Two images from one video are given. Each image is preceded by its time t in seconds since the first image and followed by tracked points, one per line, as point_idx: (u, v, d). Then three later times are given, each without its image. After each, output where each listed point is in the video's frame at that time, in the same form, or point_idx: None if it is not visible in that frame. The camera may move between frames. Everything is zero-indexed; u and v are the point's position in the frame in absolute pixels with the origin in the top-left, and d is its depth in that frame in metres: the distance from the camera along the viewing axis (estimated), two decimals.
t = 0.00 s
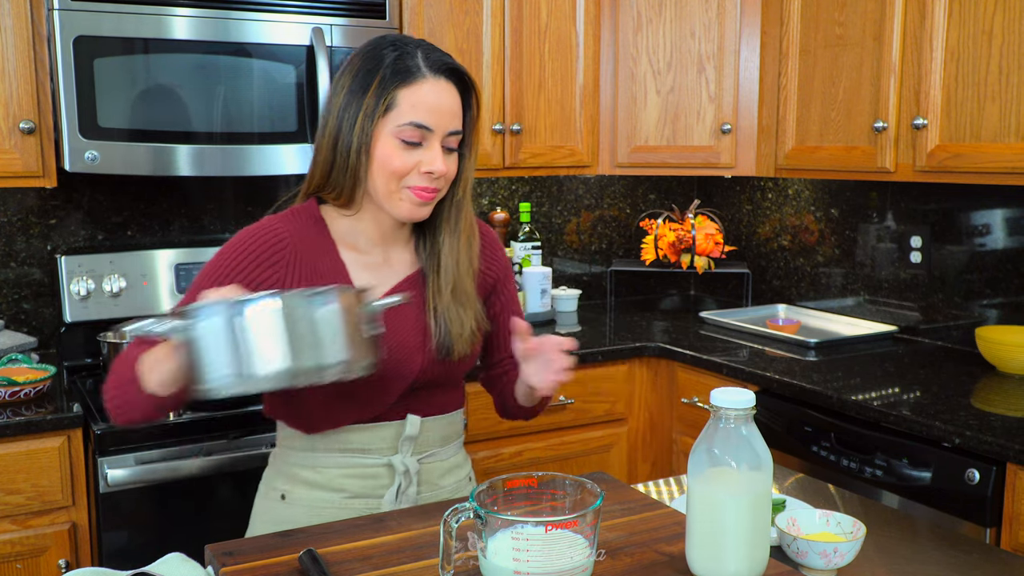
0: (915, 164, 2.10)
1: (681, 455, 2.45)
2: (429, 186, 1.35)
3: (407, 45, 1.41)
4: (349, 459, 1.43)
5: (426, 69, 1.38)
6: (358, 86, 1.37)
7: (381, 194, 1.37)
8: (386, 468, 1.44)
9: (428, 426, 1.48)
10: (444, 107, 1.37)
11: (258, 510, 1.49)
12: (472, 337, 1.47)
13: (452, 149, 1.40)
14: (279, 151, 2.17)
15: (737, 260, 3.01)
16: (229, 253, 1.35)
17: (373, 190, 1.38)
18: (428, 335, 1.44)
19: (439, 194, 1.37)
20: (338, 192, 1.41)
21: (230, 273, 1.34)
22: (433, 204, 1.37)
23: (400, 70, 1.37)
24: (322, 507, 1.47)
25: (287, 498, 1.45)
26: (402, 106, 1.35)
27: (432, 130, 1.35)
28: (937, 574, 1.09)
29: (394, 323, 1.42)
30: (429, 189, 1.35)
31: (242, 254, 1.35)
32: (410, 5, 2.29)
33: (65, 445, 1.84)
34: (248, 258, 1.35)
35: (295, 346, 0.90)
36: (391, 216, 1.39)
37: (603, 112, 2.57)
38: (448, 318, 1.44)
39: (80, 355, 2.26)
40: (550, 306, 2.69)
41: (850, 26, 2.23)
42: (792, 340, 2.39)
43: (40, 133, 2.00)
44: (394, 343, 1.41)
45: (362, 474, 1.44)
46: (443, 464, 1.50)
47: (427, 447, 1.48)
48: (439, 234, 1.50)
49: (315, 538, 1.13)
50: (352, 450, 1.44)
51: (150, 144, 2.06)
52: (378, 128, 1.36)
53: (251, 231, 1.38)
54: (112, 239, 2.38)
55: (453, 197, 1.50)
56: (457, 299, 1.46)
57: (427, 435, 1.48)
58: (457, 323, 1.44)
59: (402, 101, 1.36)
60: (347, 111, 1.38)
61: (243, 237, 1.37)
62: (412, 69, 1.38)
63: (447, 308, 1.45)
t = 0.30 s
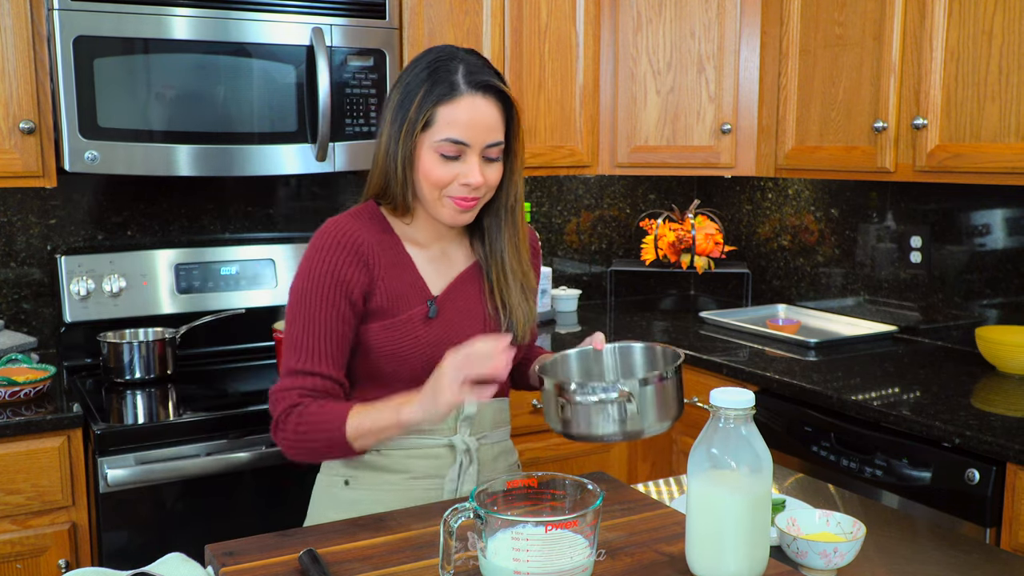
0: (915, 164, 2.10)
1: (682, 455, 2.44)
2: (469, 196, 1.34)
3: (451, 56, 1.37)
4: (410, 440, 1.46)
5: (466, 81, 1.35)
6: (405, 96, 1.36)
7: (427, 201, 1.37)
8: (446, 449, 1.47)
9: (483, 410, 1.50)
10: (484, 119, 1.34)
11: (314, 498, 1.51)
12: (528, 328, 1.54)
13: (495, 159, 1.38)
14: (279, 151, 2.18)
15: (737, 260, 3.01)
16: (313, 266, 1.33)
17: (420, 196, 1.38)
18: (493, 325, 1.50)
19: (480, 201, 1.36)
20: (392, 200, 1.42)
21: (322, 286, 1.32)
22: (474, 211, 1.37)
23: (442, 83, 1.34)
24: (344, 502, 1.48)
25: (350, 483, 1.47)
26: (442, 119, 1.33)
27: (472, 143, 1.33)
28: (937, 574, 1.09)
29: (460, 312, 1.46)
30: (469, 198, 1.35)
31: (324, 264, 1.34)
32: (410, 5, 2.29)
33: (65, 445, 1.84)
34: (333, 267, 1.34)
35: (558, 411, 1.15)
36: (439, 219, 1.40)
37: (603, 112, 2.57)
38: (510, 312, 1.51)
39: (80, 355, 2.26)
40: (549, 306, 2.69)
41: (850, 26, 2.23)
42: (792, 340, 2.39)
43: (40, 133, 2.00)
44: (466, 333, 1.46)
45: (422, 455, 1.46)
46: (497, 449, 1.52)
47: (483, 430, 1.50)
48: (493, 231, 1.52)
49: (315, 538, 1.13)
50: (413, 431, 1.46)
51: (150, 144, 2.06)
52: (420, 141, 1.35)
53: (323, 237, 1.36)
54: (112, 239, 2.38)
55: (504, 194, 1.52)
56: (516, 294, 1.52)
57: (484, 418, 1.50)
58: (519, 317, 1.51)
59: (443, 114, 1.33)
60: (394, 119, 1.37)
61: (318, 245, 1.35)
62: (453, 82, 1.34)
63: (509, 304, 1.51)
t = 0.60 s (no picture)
0: (914, 164, 2.10)
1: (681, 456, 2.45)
2: (486, 203, 1.33)
3: (479, 62, 1.36)
4: (408, 437, 1.43)
5: (492, 87, 1.33)
6: (428, 102, 1.35)
7: (444, 206, 1.36)
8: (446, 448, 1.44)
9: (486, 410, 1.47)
10: (507, 127, 1.32)
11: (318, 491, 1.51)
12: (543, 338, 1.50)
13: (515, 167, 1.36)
14: (280, 151, 2.18)
15: (737, 260, 3.00)
16: (338, 275, 1.30)
17: (438, 200, 1.37)
18: (507, 332, 1.46)
19: (497, 208, 1.35)
20: (411, 203, 1.40)
21: (346, 294, 1.30)
22: (490, 218, 1.35)
23: (468, 87, 1.33)
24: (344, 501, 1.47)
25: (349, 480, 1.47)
26: (465, 124, 1.32)
27: (493, 149, 1.31)
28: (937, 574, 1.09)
29: (474, 319, 1.43)
30: (486, 205, 1.33)
31: (349, 273, 1.31)
32: (410, 5, 2.29)
33: (64, 445, 1.84)
34: (357, 274, 1.31)
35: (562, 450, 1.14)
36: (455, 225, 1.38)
37: (603, 112, 2.57)
38: (526, 318, 1.46)
39: (80, 355, 2.26)
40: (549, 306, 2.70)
41: (849, 26, 2.23)
42: (792, 340, 2.39)
43: (40, 133, 2.00)
44: (481, 340, 1.43)
45: (421, 453, 1.44)
46: (501, 447, 1.49)
47: (486, 428, 1.47)
48: (511, 238, 1.50)
49: (315, 538, 1.13)
50: (412, 430, 1.44)
51: (150, 144, 2.06)
52: (442, 144, 1.33)
53: (343, 245, 1.33)
54: (112, 239, 2.38)
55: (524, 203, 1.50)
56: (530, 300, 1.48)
57: (486, 416, 1.47)
58: (536, 325, 1.47)
59: (466, 119, 1.32)
60: (417, 123, 1.36)
61: (340, 253, 1.32)
62: (480, 87, 1.33)
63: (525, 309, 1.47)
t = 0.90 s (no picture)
0: (915, 164, 2.10)
1: (681, 456, 2.46)
2: (494, 209, 1.34)
3: (497, 65, 1.37)
4: (398, 439, 1.45)
5: (507, 93, 1.34)
6: (443, 104, 1.36)
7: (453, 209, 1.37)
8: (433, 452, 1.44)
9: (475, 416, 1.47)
10: (520, 134, 1.32)
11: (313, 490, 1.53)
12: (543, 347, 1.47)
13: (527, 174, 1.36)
14: (280, 151, 2.18)
15: (737, 260, 3.00)
16: (321, 243, 1.39)
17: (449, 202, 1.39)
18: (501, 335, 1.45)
19: (506, 214, 1.36)
20: (421, 199, 1.43)
21: (320, 260, 1.37)
22: (499, 223, 1.36)
23: (483, 91, 1.34)
24: (345, 499, 1.47)
25: (338, 478, 1.48)
26: (477, 127, 1.32)
27: (504, 155, 1.31)
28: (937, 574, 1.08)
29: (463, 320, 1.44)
30: (495, 211, 1.34)
31: (333, 245, 1.39)
32: (410, 5, 2.29)
33: (64, 445, 1.84)
34: (338, 249, 1.38)
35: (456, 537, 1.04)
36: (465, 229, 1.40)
37: (603, 112, 2.57)
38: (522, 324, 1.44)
39: (80, 355, 2.26)
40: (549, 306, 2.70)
41: (850, 26, 2.23)
42: (792, 340, 2.39)
43: (40, 133, 2.00)
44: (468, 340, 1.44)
45: (409, 456, 1.44)
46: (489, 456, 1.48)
47: (475, 435, 1.47)
48: (520, 242, 1.48)
49: (315, 538, 1.13)
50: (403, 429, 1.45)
51: (150, 144, 2.06)
52: (453, 146, 1.35)
53: (341, 220, 1.41)
54: (112, 239, 2.38)
55: (538, 209, 1.47)
56: (535, 306, 1.46)
57: (476, 422, 1.47)
58: (533, 332, 1.45)
59: (478, 123, 1.32)
60: (432, 124, 1.37)
61: (335, 226, 1.41)
62: (495, 92, 1.34)
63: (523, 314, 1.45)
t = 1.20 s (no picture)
0: (915, 164, 2.10)
1: (681, 456, 2.46)
2: (498, 214, 1.35)
3: (511, 71, 1.37)
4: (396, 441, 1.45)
5: (521, 101, 1.34)
6: (454, 107, 1.36)
7: (458, 212, 1.38)
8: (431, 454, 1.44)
9: (474, 418, 1.47)
10: (530, 143, 1.33)
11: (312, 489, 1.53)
12: (545, 352, 1.47)
13: (533, 182, 1.37)
14: (280, 151, 2.18)
15: (737, 260, 3.00)
16: (320, 245, 1.40)
17: (453, 204, 1.39)
18: (503, 337, 1.45)
19: (510, 220, 1.37)
20: (426, 199, 1.43)
21: (316, 263, 1.38)
22: (502, 228, 1.37)
23: (496, 97, 1.34)
24: (345, 499, 1.47)
25: (337, 478, 1.48)
26: (487, 134, 1.33)
27: (512, 164, 1.32)
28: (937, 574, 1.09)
29: (462, 322, 1.44)
30: (498, 217, 1.35)
31: (331, 247, 1.40)
32: (410, 5, 2.29)
33: (64, 445, 1.84)
34: (336, 251, 1.39)
35: (426, 549, 1.03)
36: (468, 232, 1.40)
37: (602, 112, 2.57)
38: (525, 326, 1.44)
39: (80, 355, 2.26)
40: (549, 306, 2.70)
41: (850, 26, 2.23)
42: (792, 340, 2.39)
43: (40, 133, 2.00)
44: (467, 343, 1.43)
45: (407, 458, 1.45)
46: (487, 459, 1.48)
47: (473, 438, 1.46)
48: (525, 247, 1.49)
49: (316, 538, 1.13)
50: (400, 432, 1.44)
51: (150, 144, 2.06)
52: (463, 151, 1.35)
53: (342, 221, 1.42)
54: (112, 239, 2.38)
55: (545, 216, 1.49)
56: (540, 311, 1.46)
57: (474, 425, 1.47)
58: (537, 335, 1.45)
59: (489, 129, 1.33)
60: (441, 126, 1.37)
61: (335, 227, 1.41)
62: (508, 99, 1.34)
63: (527, 316, 1.45)
